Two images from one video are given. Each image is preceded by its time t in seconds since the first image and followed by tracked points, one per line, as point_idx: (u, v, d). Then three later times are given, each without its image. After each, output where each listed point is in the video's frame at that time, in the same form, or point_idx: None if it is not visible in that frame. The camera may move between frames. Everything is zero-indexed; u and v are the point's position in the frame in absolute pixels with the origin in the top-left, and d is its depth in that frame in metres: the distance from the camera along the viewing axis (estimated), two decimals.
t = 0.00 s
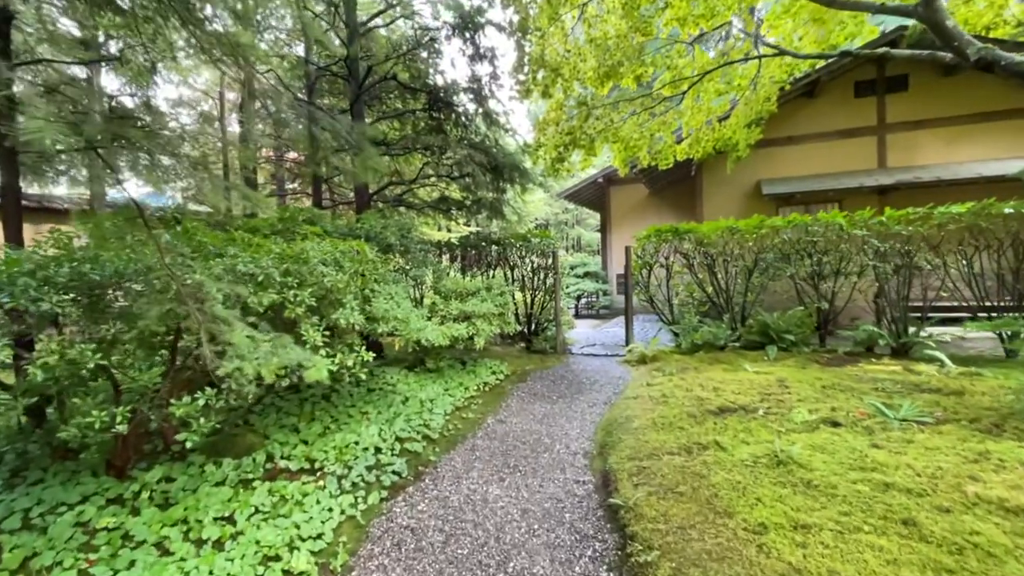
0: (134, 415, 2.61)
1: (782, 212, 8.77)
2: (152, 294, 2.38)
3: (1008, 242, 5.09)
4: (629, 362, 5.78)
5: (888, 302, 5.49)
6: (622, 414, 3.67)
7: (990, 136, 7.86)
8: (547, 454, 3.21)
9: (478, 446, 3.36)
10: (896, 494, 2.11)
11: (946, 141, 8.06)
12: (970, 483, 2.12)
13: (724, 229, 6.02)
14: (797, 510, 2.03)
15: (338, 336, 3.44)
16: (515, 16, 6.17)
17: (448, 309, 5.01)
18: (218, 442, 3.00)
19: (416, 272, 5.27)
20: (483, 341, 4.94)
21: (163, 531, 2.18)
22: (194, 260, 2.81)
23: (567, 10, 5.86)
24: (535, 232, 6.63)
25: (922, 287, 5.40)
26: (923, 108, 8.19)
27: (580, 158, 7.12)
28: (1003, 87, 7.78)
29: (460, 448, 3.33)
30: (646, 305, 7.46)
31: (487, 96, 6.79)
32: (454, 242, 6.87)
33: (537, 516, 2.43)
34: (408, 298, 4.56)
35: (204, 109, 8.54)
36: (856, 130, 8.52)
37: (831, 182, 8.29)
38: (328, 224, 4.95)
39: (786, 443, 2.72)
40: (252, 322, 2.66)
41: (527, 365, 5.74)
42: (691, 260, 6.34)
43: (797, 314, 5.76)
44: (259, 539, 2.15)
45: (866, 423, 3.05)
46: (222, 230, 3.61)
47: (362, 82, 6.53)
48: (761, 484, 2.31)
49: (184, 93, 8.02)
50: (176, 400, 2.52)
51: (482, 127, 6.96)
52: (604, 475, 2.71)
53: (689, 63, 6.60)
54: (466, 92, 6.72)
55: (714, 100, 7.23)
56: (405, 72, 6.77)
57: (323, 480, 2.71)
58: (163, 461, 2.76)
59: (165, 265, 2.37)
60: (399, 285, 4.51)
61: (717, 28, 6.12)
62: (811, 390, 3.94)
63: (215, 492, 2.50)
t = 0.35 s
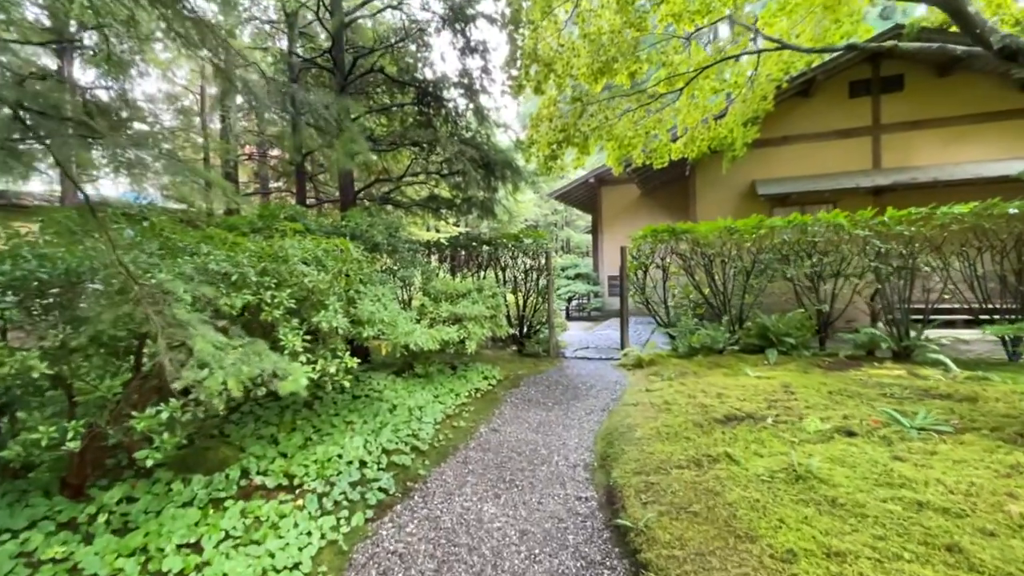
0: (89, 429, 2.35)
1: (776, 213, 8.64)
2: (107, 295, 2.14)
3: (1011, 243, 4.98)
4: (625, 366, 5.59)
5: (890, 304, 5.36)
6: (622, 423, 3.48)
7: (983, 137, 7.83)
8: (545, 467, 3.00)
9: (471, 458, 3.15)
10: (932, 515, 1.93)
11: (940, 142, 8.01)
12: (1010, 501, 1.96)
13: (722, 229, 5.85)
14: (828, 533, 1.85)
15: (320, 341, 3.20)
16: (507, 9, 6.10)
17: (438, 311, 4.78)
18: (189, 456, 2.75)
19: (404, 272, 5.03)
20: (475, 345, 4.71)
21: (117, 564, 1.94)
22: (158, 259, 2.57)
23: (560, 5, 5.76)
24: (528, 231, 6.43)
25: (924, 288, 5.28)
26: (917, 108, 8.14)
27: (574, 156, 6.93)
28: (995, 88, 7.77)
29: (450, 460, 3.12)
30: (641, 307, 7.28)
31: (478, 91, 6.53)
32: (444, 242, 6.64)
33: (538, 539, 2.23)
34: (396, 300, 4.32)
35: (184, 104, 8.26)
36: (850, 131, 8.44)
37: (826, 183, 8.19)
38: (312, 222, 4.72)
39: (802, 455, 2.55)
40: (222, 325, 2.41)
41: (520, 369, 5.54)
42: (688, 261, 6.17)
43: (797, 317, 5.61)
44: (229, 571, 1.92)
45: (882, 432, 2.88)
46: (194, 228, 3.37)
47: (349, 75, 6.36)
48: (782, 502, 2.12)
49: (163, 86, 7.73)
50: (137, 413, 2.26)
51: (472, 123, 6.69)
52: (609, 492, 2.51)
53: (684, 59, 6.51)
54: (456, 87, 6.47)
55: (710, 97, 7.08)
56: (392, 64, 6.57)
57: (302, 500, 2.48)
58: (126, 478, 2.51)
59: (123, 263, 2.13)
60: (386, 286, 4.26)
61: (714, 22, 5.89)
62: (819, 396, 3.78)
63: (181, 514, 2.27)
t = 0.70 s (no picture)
0: (38, 452, 2.07)
1: (770, 211, 8.46)
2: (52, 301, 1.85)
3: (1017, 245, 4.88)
4: (621, 369, 5.39)
5: (892, 305, 5.23)
6: (626, 434, 3.26)
7: (977, 136, 7.77)
8: (547, 484, 2.78)
9: (466, 475, 2.91)
10: (986, 548, 1.76)
11: (933, 141, 7.94)
12: None
13: (722, 227, 5.67)
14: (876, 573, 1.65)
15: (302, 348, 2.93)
16: None
17: (428, 313, 4.53)
18: (155, 477, 2.48)
19: (392, 272, 4.77)
20: (467, 349, 4.46)
21: None
22: (120, 258, 2.29)
23: None
24: (520, 229, 6.20)
25: (928, 290, 5.15)
26: (911, 106, 8.05)
27: (567, 151, 6.71)
28: (990, 88, 7.72)
29: (444, 478, 2.88)
30: (635, 308, 7.09)
31: (468, 83, 6.22)
32: (432, 240, 6.39)
33: (547, 572, 2.01)
34: (383, 301, 4.06)
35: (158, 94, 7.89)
36: (844, 128, 8.32)
37: (822, 181, 8.06)
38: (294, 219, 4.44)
39: (828, 474, 2.36)
40: (190, 334, 2.14)
41: (513, 372, 5.31)
42: (686, 261, 5.97)
43: (797, 318, 5.46)
44: None
45: (906, 446, 2.72)
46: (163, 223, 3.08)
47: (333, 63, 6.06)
48: (816, 530, 1.93)
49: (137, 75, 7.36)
50: (91, 433, 1.98)
51: (460, 117, 6.43)
52: (622, 517, 2.29)
53: (680, 53, 6.14)
54: (445, 78, 6.20)
55: (706, 93, 6.87)
56: (379, 57, 6.36)
57: (283, 528, 2.23)
58: (83, 503, 2.24)
59: (72, 264, 1.85)
60: (372, 288, 3.99)
61: (712, 15, 5.66)
62: (830, 404, 3.60)
63: (143, 547, 2.00)
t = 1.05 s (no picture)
0: None
1: (765, 211, 8.30)
2: None
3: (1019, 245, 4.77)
4: (616, 373, 5.21)
5: (894, 307, 5.11)
6: (626, 445, 3.06)
7: (970, 137, 7.73)
8: (543, 500, 2.58)
9: (456, 491, 2.70)
10: None
11: (927, 141, 7.87)
12: None
13: (719, 227, 5.50)
14: None
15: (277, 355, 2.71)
16: None
17: (414, 316, 4.31)
18: (111, 497, 2.24)
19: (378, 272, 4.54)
20: (456, 354, 4.23)
21: None
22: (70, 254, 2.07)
23: None
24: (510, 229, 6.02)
25: (929, 292, 5.03)
26: (905, 106, 7.98)
27: (559, 149, 6.50)
28: (983, 88, 7.68)
29: (432, 494, 2.66)
30: (629, 310, 6.91)
31: (458, 76, 6.04)
32: (420, 240, 6.17)
33: None
34: (367, 304, 3.81)
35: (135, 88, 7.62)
36: (838, 128, 8.23)
37: (816, 181, 7.95)
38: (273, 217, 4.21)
39: (847, 490, 2.19)
40: (146, 341, 1.92)
41: (505, 378, 5.10)
42: (682, 261, 5.80)
43: (796, 321, 5.32)
44: None
45: (925, 457, 2.56)
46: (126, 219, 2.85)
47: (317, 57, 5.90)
48: (841, 556, 1.75)
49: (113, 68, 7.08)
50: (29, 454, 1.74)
51: (449, 111, 6.26)
52: (627, 539, 2.10)
53: (675, 49, 6.03)
54: (433, 72, 6.01)
55: (701, 91, 6.71)
56: (364, 48, 6.15)
57: (251, 557, 2.00)
58: (26, 529, 2.00)
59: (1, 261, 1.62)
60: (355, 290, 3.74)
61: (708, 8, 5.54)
62: (837, 411, 3.44)
63: None
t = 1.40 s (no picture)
0: None
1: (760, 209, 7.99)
2: None
3: None
4: (610, 378, 4.99)
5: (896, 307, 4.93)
6: (623, 463, 2.84)
7: (967, 134, 7.57)
8: (537, 529, 2.34)
9: (440, 518, 2.47)
10: None
11: (924, 138, 7.69)
12: None
13: (717, 226, 5.28)
14: None
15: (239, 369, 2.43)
16: None
17: (397, 318, 4.02)
18: (42, 536, 1.98)
19: (360, 274, 4.23)
20: (443, 362, 3.94)
21: None
22: None
23: None
24: (500, 226, 5.76)
25: (933, 291, 4.84)
26: (900, 103, 7.78)
27: (551, 144, 6.20)
28: (979, 85, 7.53)
29: (412, 521, 2.45)
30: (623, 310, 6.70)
31: (445, 67, 5.76)
32: (406, 238, 5.90)
33: None
34: (345, 309, 3.53)
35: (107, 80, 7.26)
36: (833, 125, 7.99)
37: (812, 180, 7.72)
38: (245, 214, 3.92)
39: (874, 518, 1.97)
40: (75, 360, 1.66)
41: (495, 383, 4.85)
42: (678, 260, 5.59)
43: (796, 322, 5.13)
44: None
45: (950, 477, 2.35)
46: (72, 215, 2.56)
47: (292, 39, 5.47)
48: None
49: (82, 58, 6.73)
50: None
51: (436, 104, 5.99)
52: None
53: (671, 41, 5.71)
54: (419, 62, 5.74)
55: (695, 85, 6.48)
56: (346, 36, 5.82)
57: None
58: None
59: None
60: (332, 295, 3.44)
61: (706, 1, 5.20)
62: (847, 421, 3.23)
63: None
